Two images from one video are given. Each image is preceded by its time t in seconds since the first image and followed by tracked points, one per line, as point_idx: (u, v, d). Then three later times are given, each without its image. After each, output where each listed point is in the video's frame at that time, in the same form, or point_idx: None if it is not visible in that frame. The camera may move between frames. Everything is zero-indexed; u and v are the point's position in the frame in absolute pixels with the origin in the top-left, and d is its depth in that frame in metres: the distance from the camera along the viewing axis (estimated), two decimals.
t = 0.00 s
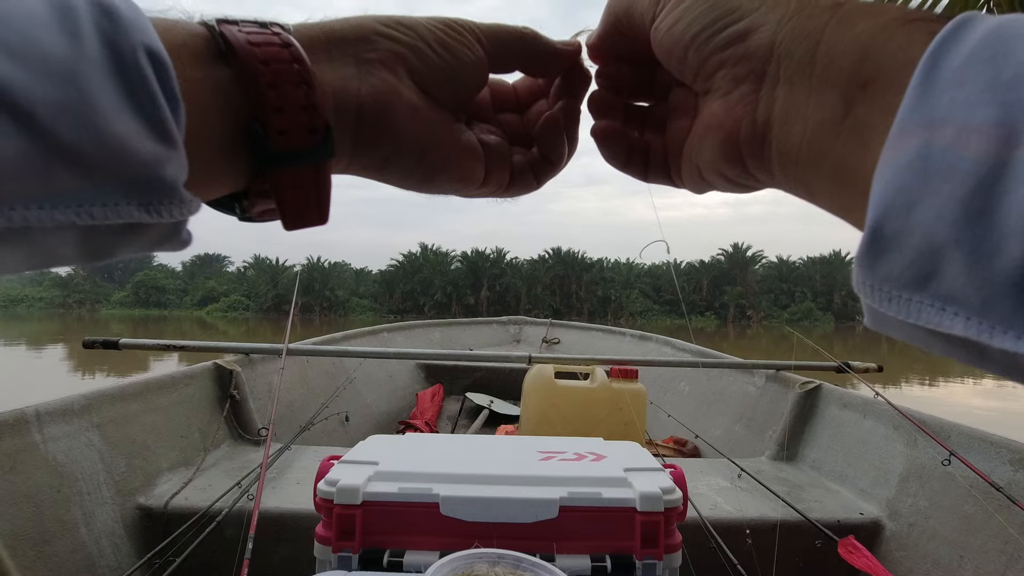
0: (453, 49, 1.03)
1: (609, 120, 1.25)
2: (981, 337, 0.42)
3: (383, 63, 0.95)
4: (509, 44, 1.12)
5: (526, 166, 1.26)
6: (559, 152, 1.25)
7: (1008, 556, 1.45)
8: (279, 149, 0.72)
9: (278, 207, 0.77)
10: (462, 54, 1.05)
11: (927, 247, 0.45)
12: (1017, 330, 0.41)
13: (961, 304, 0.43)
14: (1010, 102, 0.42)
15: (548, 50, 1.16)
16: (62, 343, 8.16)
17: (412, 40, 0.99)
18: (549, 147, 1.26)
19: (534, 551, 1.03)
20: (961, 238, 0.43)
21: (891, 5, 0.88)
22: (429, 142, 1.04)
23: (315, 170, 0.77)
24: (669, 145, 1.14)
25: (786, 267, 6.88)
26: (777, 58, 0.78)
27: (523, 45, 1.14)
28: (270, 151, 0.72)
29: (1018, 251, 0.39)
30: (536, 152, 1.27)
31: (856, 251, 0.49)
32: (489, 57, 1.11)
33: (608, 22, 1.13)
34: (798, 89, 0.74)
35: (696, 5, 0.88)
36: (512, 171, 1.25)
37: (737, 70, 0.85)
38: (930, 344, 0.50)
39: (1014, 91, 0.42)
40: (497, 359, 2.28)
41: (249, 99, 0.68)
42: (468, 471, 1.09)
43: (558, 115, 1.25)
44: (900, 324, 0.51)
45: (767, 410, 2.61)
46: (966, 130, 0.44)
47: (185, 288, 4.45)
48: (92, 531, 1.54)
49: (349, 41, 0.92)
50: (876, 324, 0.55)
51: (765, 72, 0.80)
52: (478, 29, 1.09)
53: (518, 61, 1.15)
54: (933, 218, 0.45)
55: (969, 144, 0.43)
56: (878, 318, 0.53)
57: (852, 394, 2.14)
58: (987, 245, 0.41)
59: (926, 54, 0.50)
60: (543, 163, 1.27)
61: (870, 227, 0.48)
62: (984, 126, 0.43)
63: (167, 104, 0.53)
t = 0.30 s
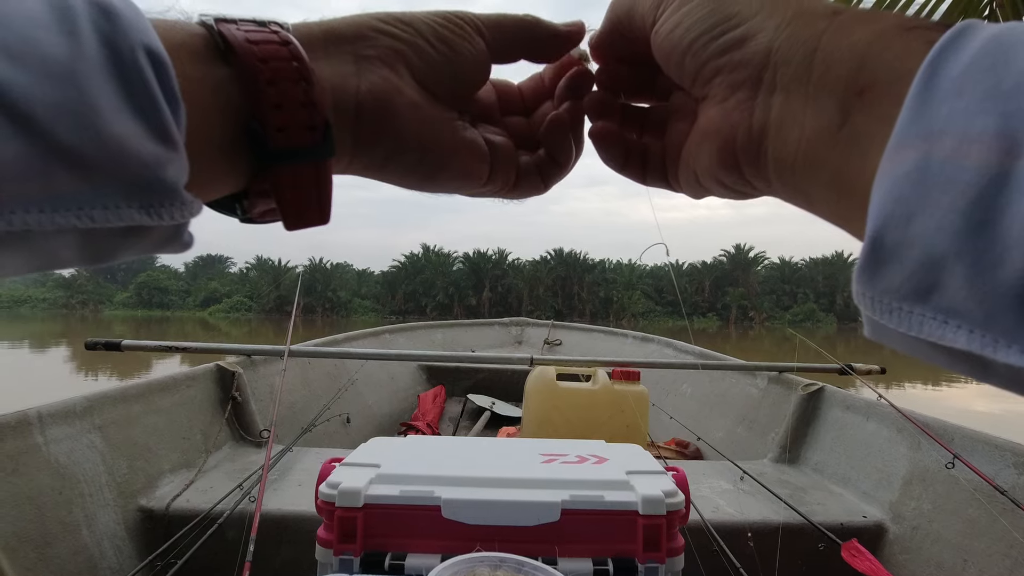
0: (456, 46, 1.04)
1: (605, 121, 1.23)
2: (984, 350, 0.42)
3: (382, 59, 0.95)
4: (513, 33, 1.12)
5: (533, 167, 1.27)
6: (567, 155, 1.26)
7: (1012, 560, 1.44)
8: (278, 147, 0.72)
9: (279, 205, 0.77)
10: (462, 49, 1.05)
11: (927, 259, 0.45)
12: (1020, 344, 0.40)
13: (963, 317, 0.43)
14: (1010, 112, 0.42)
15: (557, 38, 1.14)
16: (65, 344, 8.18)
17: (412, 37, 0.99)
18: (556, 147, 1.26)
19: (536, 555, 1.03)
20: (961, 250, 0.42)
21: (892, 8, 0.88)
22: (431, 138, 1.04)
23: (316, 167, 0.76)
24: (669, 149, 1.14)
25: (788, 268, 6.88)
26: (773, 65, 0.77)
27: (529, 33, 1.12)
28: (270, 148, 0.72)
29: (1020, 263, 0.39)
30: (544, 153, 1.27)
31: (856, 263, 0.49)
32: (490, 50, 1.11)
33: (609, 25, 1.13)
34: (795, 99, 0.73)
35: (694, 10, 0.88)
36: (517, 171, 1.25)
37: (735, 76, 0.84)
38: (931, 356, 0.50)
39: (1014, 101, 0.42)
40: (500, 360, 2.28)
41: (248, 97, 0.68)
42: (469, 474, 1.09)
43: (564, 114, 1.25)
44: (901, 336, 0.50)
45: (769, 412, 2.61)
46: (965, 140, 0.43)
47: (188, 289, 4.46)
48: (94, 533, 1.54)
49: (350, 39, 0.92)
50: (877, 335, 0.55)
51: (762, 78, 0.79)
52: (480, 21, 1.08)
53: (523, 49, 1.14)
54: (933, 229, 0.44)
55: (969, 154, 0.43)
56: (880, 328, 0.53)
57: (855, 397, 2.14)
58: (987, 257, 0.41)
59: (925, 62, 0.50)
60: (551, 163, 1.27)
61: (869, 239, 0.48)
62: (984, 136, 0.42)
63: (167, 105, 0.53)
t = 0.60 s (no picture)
0: (457, 41, 1.04)
1: (601, 109, 1.23)
2: (983, 341, 0.42)
3: (384, 52, 0.95)
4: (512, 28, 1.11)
5: (534, 156, 1.26)
6: (566, 141, 1.26)
7: (1012, 557, 1.44)
8: (277, 140, 0.72)
9: (279, 197, 0.76)
10: (463, 44, 1.05)
11: (927, 249, 0.44)
12: (1020, 335, 0.40)
13: (962, 307, 0.43)
14: (1012, 99, 0.41)
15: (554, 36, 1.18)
16: (66, 343, 8.20)
17: (412, 29, 0.99)
18: (556, 136, 1.26)
19: (537, 552, 1.03)
20: (962, 240, 0.42)
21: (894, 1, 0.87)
22: (432, 133, 1.03)
23: (316, 158, 0.76)
24: (664, 141, 1.14)
25: (789, 267, 6.89)
26: (770, 51, 0.78)
27: (528, 30, 1.13)
28: (270, 142, 0.72)
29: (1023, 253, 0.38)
30: (543, 142, 1.27)
31: (853, 252, 0.48)
32: (490, 45, 1.11)
33: (608, 13, 1.14)
34: (790, 86, 0.74)
35: None
36: (518, 163, 1.24)
37: (734, 61, 0.85)
38: (928, 349, 0.49)
39: (1016, 88, 0.41)
40: (500, 358, 2.29)
41: (248, 89, 0.68)
42: (469, 471, 1.09)
43: (564, 103, 1.25)
44: (897, 328, 0.50)
45: (769, 410, 2.61)
46: (966, 128, 0.43)
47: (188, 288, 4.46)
48: (95, 531, 1.54)
49: (351, 32, 0.93)
50: (872, 327, 0.54)
51: (759, 64, 0.80)
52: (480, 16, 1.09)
53: (524, 45, 1.15)
54: (933, 219, 0.44)
55: (970, 142, 0.42)
56: (874, 320, 0.52)
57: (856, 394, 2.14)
58: (989, 246, 0.40)
59: (924, 49, 0.49)
60: (551, 151, 1.27)
61: (867, 229, 0.48)
62: (987, 124, 0.42)
63: (167, 97, 0.52)
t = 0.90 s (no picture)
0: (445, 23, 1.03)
1: (597, 103, 1.24)
2: (988, 335, 0.41)
3: (371, 37, 0.93)
4: (501, 18, 1.11)
5: (521, 145, 1.27)
6: (551, 133, 1.26)
7: (1011, 552, 1.44)
8: (271, 126, 0.71)
9: (273, 184, 0.77)
10: (452, 29, 1.04)
11: (931, 241, 0.44)
12: None
13: (967, 301, 0.42)
14: (1017, 90, 0.41)
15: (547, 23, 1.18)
16: (67, 339, 8.23)
17: (401, 12, 0.97)
18: (539, 128, 1.26)
19: (538, 547, 1.03)
20: (965, 232, 0.42)
21: None
22: (425, 117, 1.03)
23: (309, 145, 0.77)
24: (664, 134, 1.14)
25: (789, 264, 6.89)
26: (771, 44, 0.79)
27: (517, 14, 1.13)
28: (261, 130, 0.71)
29: None
30: (524, 132, 1.27)
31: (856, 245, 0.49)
32: (479, 27, 1.09)
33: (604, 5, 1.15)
34: (792, 78, 0.75)
35: None
36: (505, 150, 1.24)
37: (737, 53, 0.85)
38: (930, 344, 0.49)
39: (1021, 79, 0.41)
40: (501, 355, 2.29)
41: (237, 75, 0.67)
42: (469, 467, 1.10)
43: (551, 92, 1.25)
44: (898, 321, 0.50)
45: (769, 407, 2.61)
46: (971, 120, 0.43)
47: (189, 286, 4.48)
48: (97, 527, 1.54)
49: (338, 14, 0.90)
50: (876, 321, 0.54)
51: (761, 55, 0.81)
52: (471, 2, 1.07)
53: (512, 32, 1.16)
54: (937, 211, 0.44)
55: (974, 134, 0.43)
56: (877, 314, 0.52)
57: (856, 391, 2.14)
58: (993, 240, 0.40)
59: (929, 42, 0.49)
60: (537, 142, 1.27)
61: (871, 222, 0.48)
62: (991, 116, 0.42)
63: (160, 81, 0.50)
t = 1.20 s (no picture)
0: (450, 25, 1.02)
1: (598, 95, 1.24)
2: (993, 320, 0.39)
3: (376, 35, 0.94)
4: (503, 25, 1.12)
5: (518, 152, 1.25)
6: (552, 140, 1.23)
7: (1011, 553, 1.44)
8: (274, 126, 0.72)
9: (277, 183, 0.77)
10: (458, 25, 1.04)
11: (937, 226, 0.42)
12: None
13: (972, 286, 0.40)
14: None
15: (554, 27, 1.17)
16: (68, 339, 8.24)
17: (408, 11, 0.98)
18: (541, 136, 1.24)
19: (539, 547, 1.03)
20: (972, 216, 0.40)
21: None
22: (425, 115, 1.03)
23: (312, 145, 0.77)
24: (665, 125, 1.15)
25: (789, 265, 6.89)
26: (777, 27, 0.80)
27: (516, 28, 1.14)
28: (264, 130, 0.72)
29: None
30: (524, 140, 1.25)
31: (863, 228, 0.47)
32: (485, 33, 1.10)
33: None
34: (798, 62, 0.76)
35: None
36: (504, 156, 1.24)
37: (740, 41, 0.88)
38: (941, 330, 0.47)
39: None
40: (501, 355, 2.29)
41: (240, 75, 0.67)
42: (470, 467, 1.10)
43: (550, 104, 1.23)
44: (905, 306, 0.48)
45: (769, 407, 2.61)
46: (981, 101, 0.40)
47: (189, 286, 4.49)
48: (98, 526, 1.55)
49: (343, 12, 0.91)
50: (886, 308, 0.52)
51: (767, 41, 0.83)
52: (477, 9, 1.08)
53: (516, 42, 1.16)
54: (944, 195, 0.42)
55: (983, 116, 0.40)
56: (886, 301, 0.50)
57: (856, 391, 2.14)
58: (1000, 224, 0.38)
59: (944, 19, 0.46)
60: (535, 150, 1.25)
61: (878, 206, 0.46)
62: (1001, 95, 0.39)
63: (163, 80, 0.50)
